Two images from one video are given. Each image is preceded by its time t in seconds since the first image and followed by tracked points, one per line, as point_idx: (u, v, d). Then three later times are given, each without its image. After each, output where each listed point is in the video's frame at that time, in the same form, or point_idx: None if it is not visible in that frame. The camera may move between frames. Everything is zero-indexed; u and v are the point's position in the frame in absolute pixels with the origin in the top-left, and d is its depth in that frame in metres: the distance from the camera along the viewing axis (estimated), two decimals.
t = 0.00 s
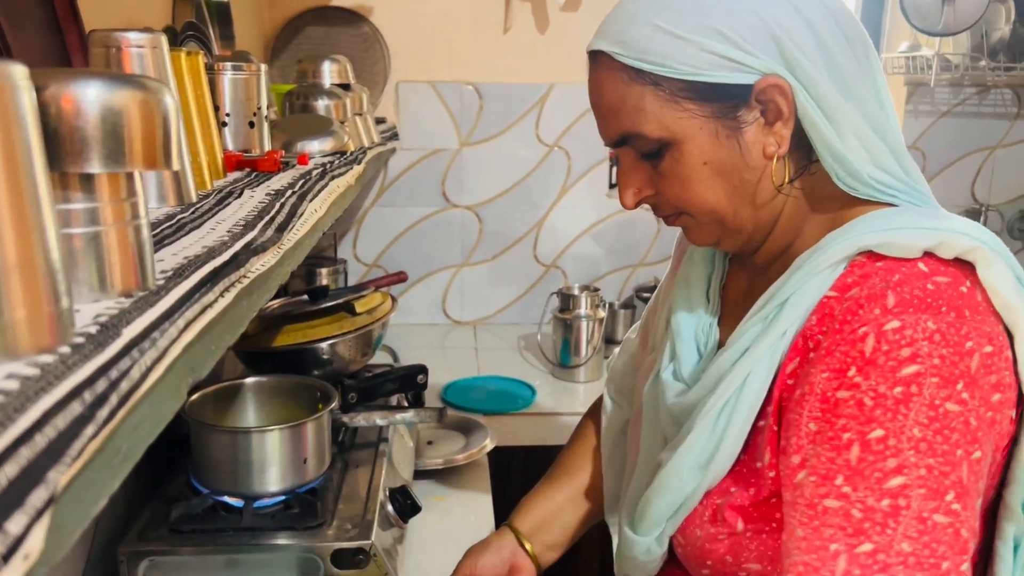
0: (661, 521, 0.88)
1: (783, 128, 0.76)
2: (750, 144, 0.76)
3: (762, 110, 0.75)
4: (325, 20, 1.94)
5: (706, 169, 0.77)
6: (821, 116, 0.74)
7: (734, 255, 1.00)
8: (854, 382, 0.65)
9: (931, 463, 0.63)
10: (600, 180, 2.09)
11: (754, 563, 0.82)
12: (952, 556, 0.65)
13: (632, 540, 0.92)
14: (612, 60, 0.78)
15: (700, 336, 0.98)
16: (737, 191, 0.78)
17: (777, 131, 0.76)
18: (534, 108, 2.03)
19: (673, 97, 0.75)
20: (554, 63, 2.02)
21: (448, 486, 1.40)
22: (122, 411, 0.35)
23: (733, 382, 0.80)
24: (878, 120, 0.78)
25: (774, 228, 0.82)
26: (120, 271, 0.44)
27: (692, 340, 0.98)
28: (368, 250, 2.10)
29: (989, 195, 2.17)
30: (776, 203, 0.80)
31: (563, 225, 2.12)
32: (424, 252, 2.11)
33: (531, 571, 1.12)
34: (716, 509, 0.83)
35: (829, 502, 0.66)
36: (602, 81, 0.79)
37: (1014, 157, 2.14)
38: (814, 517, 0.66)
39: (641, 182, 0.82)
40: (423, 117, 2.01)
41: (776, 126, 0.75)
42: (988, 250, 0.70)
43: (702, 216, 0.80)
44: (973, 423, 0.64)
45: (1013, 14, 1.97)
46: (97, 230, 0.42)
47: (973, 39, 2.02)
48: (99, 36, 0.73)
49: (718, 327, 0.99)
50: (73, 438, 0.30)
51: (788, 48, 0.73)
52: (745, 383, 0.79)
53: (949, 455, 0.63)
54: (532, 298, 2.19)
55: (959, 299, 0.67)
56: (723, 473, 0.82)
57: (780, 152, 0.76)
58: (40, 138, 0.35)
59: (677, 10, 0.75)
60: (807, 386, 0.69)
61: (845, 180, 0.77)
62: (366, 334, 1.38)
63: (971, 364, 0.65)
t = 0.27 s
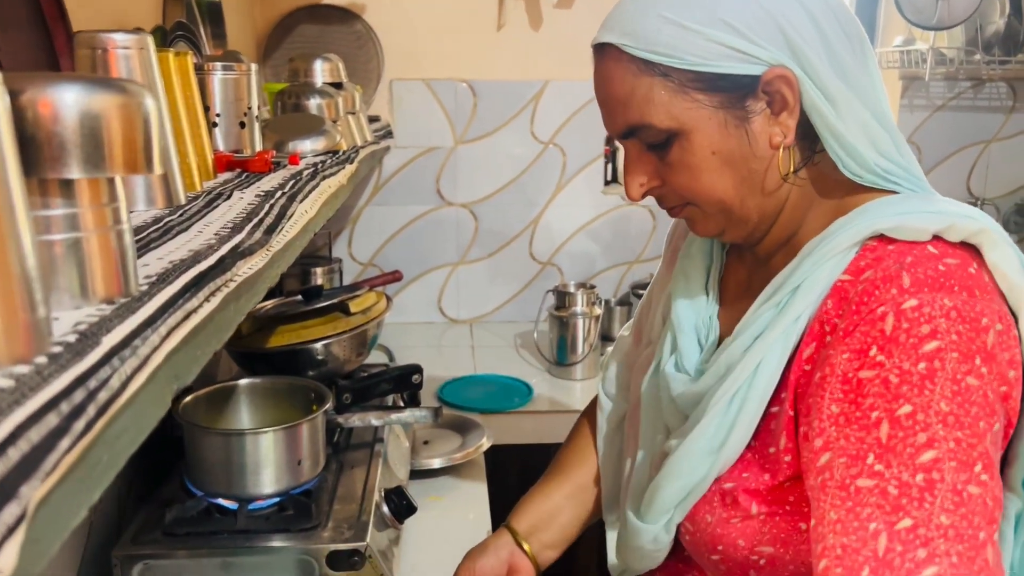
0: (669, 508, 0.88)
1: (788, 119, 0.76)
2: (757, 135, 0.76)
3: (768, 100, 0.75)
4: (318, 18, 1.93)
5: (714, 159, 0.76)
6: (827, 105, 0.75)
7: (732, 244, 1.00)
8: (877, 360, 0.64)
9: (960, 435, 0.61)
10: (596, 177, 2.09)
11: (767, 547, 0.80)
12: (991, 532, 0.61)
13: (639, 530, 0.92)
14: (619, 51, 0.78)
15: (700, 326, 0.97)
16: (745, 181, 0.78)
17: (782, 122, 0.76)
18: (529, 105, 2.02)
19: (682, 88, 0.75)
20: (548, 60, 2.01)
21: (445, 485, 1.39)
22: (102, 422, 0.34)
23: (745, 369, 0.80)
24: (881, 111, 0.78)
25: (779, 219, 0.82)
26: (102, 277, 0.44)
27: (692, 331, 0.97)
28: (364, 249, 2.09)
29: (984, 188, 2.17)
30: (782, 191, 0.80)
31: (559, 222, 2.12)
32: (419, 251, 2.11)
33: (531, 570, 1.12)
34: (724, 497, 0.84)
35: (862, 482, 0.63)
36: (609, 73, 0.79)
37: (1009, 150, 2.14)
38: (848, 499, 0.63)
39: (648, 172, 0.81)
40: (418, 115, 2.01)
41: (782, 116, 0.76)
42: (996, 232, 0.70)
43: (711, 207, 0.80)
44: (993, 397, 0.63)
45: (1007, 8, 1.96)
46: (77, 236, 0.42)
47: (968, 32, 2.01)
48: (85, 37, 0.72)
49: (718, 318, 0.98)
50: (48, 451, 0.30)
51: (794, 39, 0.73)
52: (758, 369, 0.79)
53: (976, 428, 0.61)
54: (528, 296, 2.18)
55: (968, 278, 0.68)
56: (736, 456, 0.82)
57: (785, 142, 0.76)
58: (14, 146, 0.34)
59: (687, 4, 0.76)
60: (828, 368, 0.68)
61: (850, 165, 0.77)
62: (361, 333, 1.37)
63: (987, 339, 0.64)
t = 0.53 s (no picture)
0: (667, 487, 0.87)
1: (780, 104, 0.75)
2: (750, 120, 0.75)
3: (760, 86, 0.75)
4: (308, 13, 1.92)
5: (708, 144, 0.76)
6: (815, 91, 0.74)
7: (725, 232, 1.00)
8: (867, 335, 0.64)
9: (951, 406, 0.61)
10: (588, 170, 2.08)
11: (761, 528, 0.80)
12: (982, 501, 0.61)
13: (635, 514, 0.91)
14: (614, 37, 0.77)
15: (693, 313, 0.97)
16: (738, 166, 0.77)
17: (774, 108, 0.75)
18: (521, 98, 2.02)
19: (676, 73, 0.75)
20: (540, 54, 2.00)
21: (439, 482, 1.39)
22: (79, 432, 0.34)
23: (737, 350, 0.79)
24: (869, 99, 0.78)
25: (770, 205, 0.82)
26: (82, 283, 0.43)
27: (686, 320, 0.97)
28: (357, 245, 2.08)
29: (977, 178, 2.17)
30: (773, 175, 0.79)
31: (552, 216, 2.11)
32: (413, 246, 2.10)
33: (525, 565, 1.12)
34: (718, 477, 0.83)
35: (855, 453, 0.62)
36: (606, 58, 0.78)
37: (1002, 140, 2.14)
38: (840, 468, 0.63)
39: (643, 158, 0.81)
40: (409, 110, 2.00)
41: (773, 102, 0.75)
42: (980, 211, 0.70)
43: (704, 193, 0.80)
44: (983, 368, 0.63)
45: None
46: (56, 241, 0.41)
47: (961, 22, 2.00)
48: (67, 36, 0.71)
49: (710, 304, 0.97)
50: (21, 464, 0.30)
51: (786, 27, 0.73)
52: (750, 348, 0.78)
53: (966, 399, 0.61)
54: (521, 290, 2.18)
55: (954, 255, 0.67)
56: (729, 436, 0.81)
57: (778, 127, 0.76)
58: None
59: None
60: (818, 344, 0.68)
61: (836, 150, 0.76)
62: (354, 330, 1.37)
63: (976, 313, 0.64)
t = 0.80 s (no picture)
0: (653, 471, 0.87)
1: (778, 87, 0.75)
2: (749, 102, 0.75)
3: (759, 69, 0.75)
4: None
5: (709, 127, 0.75)
6: (809, 77, 0.74)
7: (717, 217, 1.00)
8: (834, 331, 0.66)
9: (901, 406, 0.64)
10: (583, 155, 2.08)
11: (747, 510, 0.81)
12: (920, 493, 0.65)
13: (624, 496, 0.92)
14: (614, 19, 0.76)
15: (684, 299, 0.97)
16: (736, 150, 0.77)
17: (772, 90, 0.75)
18: (515, 83, 2.01)
19: (676, 55, 0.74)
20: (534, 38, 1.99)
21: (437, 469, 1.39)
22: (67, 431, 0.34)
23: (717, 337, 0.79)
24: (860, 90, 0.78)
25: (766, 189, 0.81)
26: (69, 281, 0.43)
27: (678, 306, 0.96)
28: (352, 232, 2.08)
29: (973, 160, 2.16)
30: (771, 159, 0.79)
31: (548, 201, 2.10)
32: (409, 233, 2.09)
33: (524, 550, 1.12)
34: (702, 458, 0.83)
35: (801, 442, 0.66)
36: (605, 40, 0.77)
37: (998, 121, 2.13)
38: (785, 455, 0.67)
39: (639, 142, 0.80)
40: (403, 97, 1.99)
41: (772, 85, 0.75)
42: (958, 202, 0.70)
43: (700, 176, 0.79)
44: (948, 368, 0.64)
45: None
46: (41, 239, 0.41)
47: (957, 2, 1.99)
48: (53, 27, 0.70)
49: (702, 288, 0.98)
50: (8, 467, 0.30)
51: (785, 10, 0.73)
52: (732, 332, 0.78)
53: (920, 399, 0.64)
54: (517, 277, 2.18)
55: (934, 251, 0.67)
56: (712, 420, 0.82)
57: (775, 111, 0.76)
58: None
59: None
60: (788, 336, 0.69)
61: (823, 143, 0.77)
62: (349, 319, 1.36)
63: (945, 313, 0.65)
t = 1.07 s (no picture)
0: (659, 410, 0.87)
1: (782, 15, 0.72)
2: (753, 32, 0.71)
3: None
4: None
5: (710, 58, 0.72)
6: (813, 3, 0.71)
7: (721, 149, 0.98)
8: (847, 269, 0.65)
9: (917, 340, 0.63)
10: (588, 90, 2.04)
11: (752, 444, 0.80)
12: (935, 425, 0.65)
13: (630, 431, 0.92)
14: None
15: (690, 235, 0.96)
16: (738, 80, 0.74)
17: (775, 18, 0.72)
18: (518, 16, 1.96)
19: None
20: None
21: (442, 405, 1.40)
22: (67, 356, 0.34)
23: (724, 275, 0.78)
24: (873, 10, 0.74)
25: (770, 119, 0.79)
26: (66, 207, 0.42)
27: (683, 243, 0.95)
28: (354, 171, 2.05)
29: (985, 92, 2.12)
30: (775, 89, 0.77)
31: (552, 138, 2.07)
32: (412, 171, 2.07)
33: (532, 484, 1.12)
34: (708, 394, 0.83)
35: (820, 382, 0.65)
36: None
37: (1012, 51, 2.08)
38: (804, 396, 0.66)
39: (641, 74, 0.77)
40: (403, 31, 1.94)
41: (775, 12, 0.72)
42: (969, 136, 0.70)
43: (702, 107, 0.76)
44: (959, 300, 0.64)
45: None
46: (36, 164, 0.40)
47: None
48: None
49: (707, 225, 0.96)
50: (7, 391, 0.29)
51: None
52: (738, 273, 0.77)
53: (934, 332, 0.64)
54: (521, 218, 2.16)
55: (944, 183, 0.67)
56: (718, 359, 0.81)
57: (779, 39, 0.73)
58: None
59: None
60: (802, 275, 0.68)
61: (828, 73, 0.76)
62: (352, 259, 1.41)
63: (956, 245, 0.64)
